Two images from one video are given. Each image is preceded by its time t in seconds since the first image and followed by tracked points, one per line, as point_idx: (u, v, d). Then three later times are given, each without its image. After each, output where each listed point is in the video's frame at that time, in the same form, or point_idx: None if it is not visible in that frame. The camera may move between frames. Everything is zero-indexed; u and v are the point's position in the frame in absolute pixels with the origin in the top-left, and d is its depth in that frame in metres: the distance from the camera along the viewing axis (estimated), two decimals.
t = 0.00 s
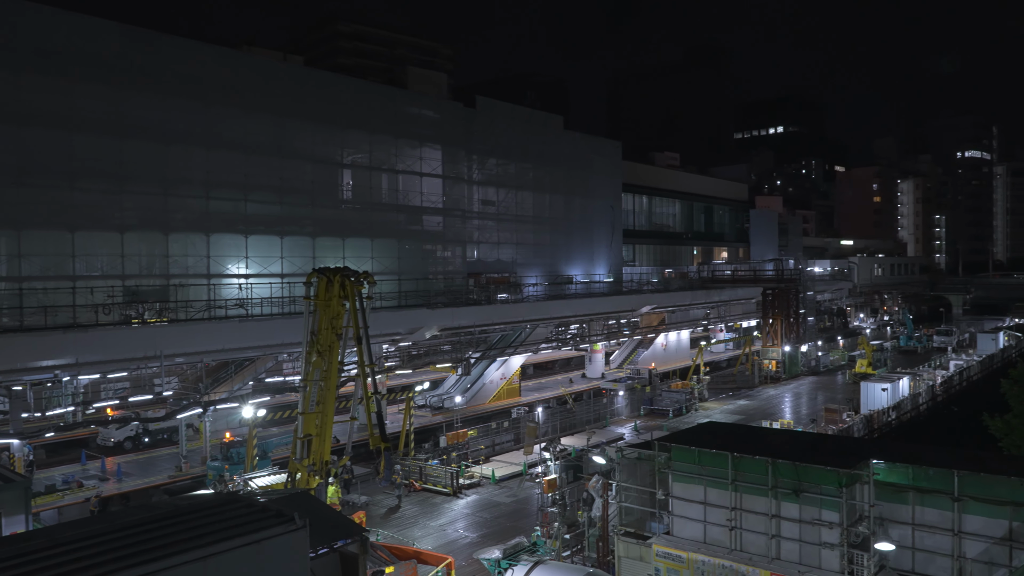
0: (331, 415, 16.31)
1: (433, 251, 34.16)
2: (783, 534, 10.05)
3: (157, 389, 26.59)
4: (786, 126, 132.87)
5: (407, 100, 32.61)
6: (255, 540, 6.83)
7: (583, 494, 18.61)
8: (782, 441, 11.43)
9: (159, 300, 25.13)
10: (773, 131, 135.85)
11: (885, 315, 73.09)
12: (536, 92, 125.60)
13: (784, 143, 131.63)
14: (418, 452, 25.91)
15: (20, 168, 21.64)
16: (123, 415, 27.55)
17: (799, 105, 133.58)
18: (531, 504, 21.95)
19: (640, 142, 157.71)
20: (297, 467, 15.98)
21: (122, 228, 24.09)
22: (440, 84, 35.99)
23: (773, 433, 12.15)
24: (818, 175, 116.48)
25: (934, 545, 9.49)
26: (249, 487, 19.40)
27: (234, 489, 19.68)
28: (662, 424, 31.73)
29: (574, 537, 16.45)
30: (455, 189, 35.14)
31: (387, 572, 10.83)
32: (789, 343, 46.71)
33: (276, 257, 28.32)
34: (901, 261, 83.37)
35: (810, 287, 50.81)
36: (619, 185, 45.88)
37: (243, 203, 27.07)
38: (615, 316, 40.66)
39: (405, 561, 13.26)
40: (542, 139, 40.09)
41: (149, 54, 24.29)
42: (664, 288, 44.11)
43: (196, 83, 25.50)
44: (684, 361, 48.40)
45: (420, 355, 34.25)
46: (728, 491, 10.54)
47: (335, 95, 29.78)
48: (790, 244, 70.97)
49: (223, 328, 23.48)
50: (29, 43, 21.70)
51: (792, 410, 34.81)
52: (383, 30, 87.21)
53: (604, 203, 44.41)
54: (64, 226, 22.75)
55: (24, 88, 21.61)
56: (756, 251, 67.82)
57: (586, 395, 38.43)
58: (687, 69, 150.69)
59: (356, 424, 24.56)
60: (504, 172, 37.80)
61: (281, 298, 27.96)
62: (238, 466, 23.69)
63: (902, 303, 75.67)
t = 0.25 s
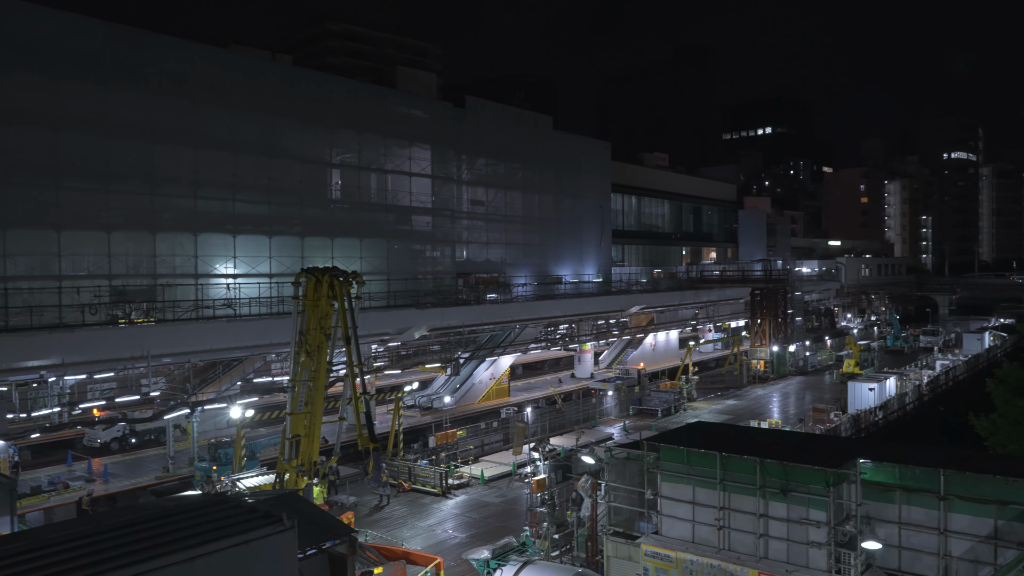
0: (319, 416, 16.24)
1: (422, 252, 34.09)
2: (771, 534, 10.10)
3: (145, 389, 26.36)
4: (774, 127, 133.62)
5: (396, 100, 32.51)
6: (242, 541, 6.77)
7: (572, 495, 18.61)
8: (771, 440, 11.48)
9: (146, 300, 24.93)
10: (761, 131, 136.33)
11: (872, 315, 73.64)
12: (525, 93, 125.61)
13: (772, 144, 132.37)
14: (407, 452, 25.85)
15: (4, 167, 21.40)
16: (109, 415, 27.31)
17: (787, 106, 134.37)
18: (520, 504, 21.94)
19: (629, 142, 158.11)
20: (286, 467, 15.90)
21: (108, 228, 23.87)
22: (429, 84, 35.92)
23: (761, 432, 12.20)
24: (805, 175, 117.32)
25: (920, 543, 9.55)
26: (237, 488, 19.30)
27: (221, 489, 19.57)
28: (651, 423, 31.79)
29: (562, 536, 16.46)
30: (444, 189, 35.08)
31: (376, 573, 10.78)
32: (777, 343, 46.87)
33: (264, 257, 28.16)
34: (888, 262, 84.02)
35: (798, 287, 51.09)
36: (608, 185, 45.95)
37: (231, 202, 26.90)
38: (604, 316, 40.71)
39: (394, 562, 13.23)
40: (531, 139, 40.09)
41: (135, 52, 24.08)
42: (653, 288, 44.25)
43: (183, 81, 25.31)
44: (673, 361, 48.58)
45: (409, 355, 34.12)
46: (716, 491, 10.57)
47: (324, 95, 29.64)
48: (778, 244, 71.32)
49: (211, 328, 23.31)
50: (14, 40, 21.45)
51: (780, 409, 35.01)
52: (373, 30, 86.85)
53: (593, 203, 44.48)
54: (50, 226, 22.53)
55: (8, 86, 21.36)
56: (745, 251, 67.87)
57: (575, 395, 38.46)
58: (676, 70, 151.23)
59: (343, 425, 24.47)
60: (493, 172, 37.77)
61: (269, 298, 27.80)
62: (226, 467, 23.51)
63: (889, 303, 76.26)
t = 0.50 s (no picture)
0: (308, 416, 16.15)
1: (412, 252, 34.01)
2: (759, 532, 10.14)
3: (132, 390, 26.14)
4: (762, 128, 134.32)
5: (385, 100, 32.40)
6: (230, 542, 6.72)
7: (561, 494, 18.62)
8: (759, 440, 11.52)
9: (134, 300, 24.74)
10: (750, 132, 137.01)
11: (860, 315, 74.15)
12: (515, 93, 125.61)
13: (760, 145, 133.06)
14: (396, 453, 25.78)
15: None
16: (96, 416, 27.06)
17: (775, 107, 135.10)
18: (509, 505, 21.93)
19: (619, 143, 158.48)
20: (275, 468, 15.81)
21: (95, 228, 23.66)
22: (419, 84, 35.82)
23: (749, 432, 12.24)
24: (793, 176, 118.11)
25: (907, 542, 9.62)
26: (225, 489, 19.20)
27: (209, 491, 19.47)
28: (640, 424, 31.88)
29: (552, 536, 16.48)
30: (434, 189, 35.01)
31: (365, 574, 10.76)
32: (766, 343, 47.13)
33: (253, 257, 28.00)
34: (875, 262, 84.63)
35: (787, 287, 51.33)
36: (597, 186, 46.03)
37: (219, 202, 26.72)
38: (594, 316, 40.75)
39: (383, 562, 13.20)
40: (521, 139, 40.08)
41: (122, 51, 23.88)
42: (642, 288, 44.36)
43: (171, 80, 25.12)
44: (662, 361, 48.73)
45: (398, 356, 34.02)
46: (705, 490, 10.61)
47: (313, 94, 29.50)
48: (766, 245, 71.66)
49: (199, 328, 23.12)
50: None
51: (768, 409, 35.21)
52: (362, 29, 86.51)
53: (582, 203, 44.52)
54: (35, 225, 22.29)
55: None
56: (733, 252, 68.23)
57: (564, 395, 38.48)
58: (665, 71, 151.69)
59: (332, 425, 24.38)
60: (483, 172, 37.74)
61: (257, 298, 27.62)
62: (214, 468, 23.36)
63: (876, 304, 76.81)
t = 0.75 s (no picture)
0: (297, 417, 16.07)
1: (401, 252, 33.92)
2: (748, 532, 10.18)
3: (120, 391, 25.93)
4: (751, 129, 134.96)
5: (375, 99, 32.30)
6: (218, 543, 6.68)
7: (550, 495, 18.61)
8: (748, 440, 11.56)
9: (121, 300, 24.54)
10: (738, 133, 137.64)
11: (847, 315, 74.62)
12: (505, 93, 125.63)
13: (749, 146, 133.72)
14: (385, 453, 25.69)
15: None
16: (83, 417, 26.82)
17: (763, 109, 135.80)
18: (499, 505, 21.90)
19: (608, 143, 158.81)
20: (263, 469, 15.72)
21: (82, 228, 23.45)
22: (408, 83, 35.74)
23: (738, 432, 12.28)
24: (782, 177, 118.84)
25: (894, 541, 9.68)
26: (214, 490, 19.11)
27: (198, 492, 19.38)
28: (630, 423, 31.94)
29: (541, 536, 16.48)
30: (423, 189, 34.93)
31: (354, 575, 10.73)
32: (755, 343, 47.36)
33: (241, 257, 27.83)
34: (862, 262, 85.21)
35: (775, 287, 51.56)
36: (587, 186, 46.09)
37: (207, 202, 26.55)
38: (583, 316, 40.78)
39: (372, 563, 13.15)
40: (510, 139, 40.05)
41: (109, 50, 23.68)
42: (632, 288, 44.46)
43: (159, 79, 24.94)
44: (652, 361, 48.86)
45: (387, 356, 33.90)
46: (694, 490, 10.64)
47: (302, 94, 29.35)
48: (755, 245, 71.96)
49: (187, 328, 22.94)
50: None
51: (757, 409, 35.39)
52: (352, 28, 86.18)
53: (572, 203, 44.56)
54: (22, 225, 22.07)
55: None
56: (722, 252, 68.54)
57: (554, 396, 38.48)
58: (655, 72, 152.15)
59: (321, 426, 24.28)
60: (473, 172, 37.70)
61: (246, 299, 27.45)
62: (202, 469, 23.18)
63: (864, 304, 77.31)
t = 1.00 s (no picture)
0: (286, 418, 16.00)
1: (390, 252, 33.82)
2: (737, 531, 10.22)
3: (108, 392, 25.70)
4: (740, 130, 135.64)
5: (364, 99, 32.20)
6: (207, 545, 6.64)
7: (541, 495, 18.60)
8: (737, 439, 11.60)
9: (108, 300, 24.35)
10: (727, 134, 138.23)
11: (836, 315, 75.05)
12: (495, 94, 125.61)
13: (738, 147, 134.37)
14: (375, 454, 25.61)
15: None
16: (70, 418, 26.58)
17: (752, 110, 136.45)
18: (489, 505, 21.87)
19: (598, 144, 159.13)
20: (252, 471, 15.63)
21: (69, 228, 23.25)
22: (398, 83, 35.66)
23: (728, 431, 12.32)
24: (771, 177, 119.46)
25: (882, 539, 9.75)
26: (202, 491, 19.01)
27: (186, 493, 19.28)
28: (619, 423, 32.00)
29: (531, 537, 16.48)
30: (413, 189, 34.86)
31: None
32: (744, 343, 47.59)
33: (230, 257, 27.66)
34: (850, 263, 85.75)
35: (765, 287, 51.78)
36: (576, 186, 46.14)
37: (196, 202, 26.38)
38: (573, 316, 40.80)
39: (361, 564, 13.10)
40: (500, 140, 40.04)
41: (96, 48, 23.49)
42: (621, 289, 44.56)
43: (146, 79, 24.77)
44: (642, 361, 48.98)
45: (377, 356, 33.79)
46: (683, 490, 10.67)
47: (291, 93, 29.21)
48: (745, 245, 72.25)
49: (175, 329, 22.75)
50: None
51: (746, 408, 35.57)
52: (341, 28, 85.85)
53: (562, 203, 44.60)
54: (8, 225, 21.86)
55: None
56: (712, 252, 68.82)
57: (544, 396, 38.46)
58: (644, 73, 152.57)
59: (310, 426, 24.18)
60: (462, 172, 37.66)
61: (234, 299, 27.28)
62: (190, 471, 23.02)
63: (852, 304, 77.79)
